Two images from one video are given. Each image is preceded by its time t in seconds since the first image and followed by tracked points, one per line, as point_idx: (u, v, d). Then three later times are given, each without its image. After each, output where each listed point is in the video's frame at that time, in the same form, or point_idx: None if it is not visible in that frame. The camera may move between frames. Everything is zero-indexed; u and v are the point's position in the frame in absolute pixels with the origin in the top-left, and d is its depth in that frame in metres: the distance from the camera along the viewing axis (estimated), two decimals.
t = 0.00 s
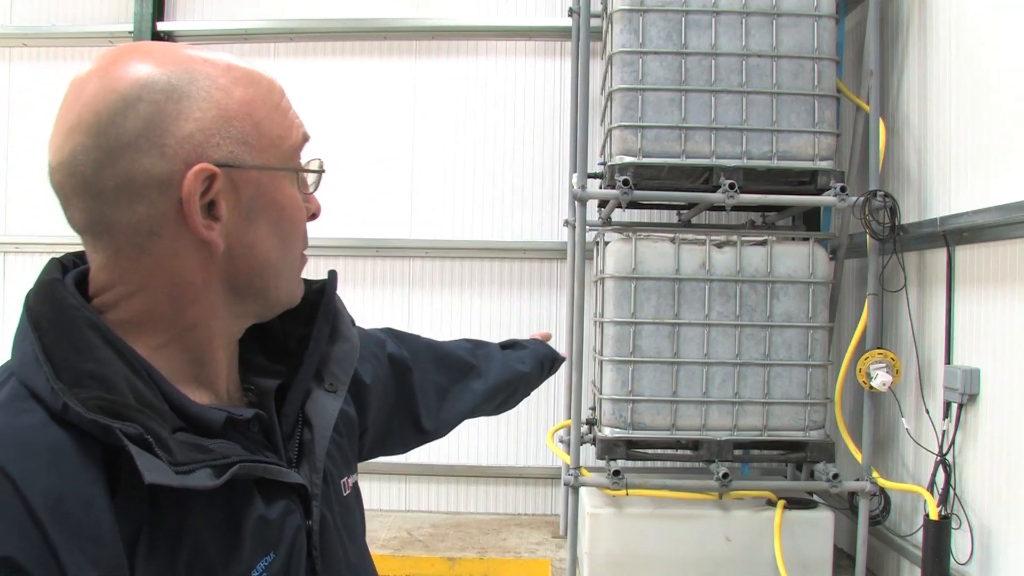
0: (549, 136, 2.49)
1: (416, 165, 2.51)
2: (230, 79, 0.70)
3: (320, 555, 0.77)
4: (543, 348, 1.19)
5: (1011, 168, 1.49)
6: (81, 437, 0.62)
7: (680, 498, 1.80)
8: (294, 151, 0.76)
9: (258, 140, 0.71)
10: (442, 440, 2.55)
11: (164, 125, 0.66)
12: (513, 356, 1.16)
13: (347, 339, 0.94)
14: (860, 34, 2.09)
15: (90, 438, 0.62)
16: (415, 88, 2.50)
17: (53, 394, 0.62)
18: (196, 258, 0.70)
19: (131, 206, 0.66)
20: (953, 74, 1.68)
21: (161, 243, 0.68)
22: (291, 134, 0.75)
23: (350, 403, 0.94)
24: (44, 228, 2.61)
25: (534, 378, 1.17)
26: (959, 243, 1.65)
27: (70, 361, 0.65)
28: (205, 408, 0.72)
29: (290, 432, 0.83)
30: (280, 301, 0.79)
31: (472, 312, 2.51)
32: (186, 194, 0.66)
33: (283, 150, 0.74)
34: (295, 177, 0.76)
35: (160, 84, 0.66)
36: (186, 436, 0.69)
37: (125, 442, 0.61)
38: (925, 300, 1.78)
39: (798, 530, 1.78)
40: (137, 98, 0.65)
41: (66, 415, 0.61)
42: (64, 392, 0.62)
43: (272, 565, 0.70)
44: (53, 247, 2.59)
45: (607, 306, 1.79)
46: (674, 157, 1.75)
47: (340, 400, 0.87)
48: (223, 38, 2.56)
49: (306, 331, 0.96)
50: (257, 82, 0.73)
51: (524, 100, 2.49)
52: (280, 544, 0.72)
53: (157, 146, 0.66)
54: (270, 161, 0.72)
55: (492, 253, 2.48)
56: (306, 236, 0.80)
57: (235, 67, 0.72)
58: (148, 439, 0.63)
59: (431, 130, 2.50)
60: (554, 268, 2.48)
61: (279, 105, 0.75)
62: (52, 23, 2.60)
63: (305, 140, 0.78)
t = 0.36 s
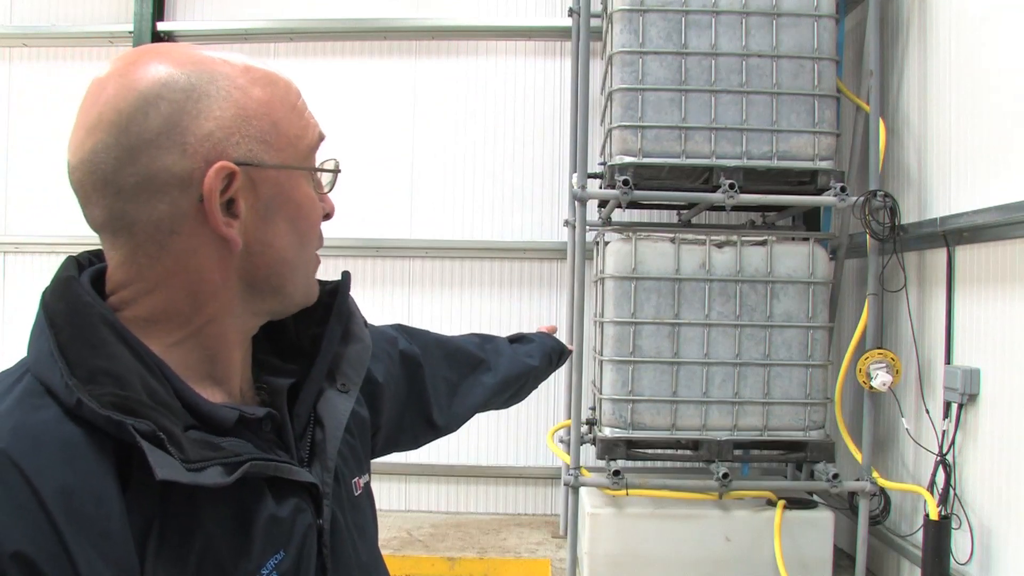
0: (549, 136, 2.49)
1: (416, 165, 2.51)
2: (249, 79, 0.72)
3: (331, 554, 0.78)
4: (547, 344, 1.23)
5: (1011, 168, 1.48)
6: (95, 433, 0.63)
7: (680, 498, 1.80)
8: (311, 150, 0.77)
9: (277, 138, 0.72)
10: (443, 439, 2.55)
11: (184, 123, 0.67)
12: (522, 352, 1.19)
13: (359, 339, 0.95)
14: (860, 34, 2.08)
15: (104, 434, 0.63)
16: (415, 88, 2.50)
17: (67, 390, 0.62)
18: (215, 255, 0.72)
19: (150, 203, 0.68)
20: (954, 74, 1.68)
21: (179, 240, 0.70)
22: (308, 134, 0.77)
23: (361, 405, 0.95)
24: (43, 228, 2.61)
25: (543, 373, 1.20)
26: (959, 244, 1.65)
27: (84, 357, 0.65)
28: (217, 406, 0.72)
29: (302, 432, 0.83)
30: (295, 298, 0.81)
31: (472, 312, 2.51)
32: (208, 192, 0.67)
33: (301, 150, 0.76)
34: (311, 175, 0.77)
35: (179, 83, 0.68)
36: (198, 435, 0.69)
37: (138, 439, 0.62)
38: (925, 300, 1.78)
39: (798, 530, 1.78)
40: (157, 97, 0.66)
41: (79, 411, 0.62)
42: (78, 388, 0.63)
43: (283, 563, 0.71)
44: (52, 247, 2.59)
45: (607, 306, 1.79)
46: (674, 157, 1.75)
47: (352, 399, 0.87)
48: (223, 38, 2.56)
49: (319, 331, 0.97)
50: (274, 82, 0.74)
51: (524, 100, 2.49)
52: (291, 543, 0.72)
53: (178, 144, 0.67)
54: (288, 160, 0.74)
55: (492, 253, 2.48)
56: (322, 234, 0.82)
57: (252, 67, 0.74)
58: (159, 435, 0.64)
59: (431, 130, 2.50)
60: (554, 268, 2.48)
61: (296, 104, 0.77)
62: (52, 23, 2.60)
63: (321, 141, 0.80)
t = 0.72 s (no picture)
0: (550, 136, 2.49)
1: (416, 165, 2.51)
2: (266, 79, 0.76)
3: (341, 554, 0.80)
4: (556, 408, 1.28)
5: (1011, 168, 1.48)
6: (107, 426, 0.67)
7: (680, 498, 1.80)
8: (325, 153, 0.81)
9: (292, 138, 0.76)
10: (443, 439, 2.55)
11: (200, 120, 0.71)
12: (528, 412, 1.24)
13: (369, 342, 0.99)
14: (860, 34, 2.09)
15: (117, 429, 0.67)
16: (415, 87, 2.50)
17: (80, 387, 0.66)
18: (228, 251, 0.75)
19: (165, 197, 0.71)
20: (953, 74, 1.68)
21: (192, 236, 0.73)
22: (322, 136, 0.81)
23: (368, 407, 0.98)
24: (43, 229, 2.61)
25: (548, 435, 1.25)
26: (959, 243, 1.65)
27: (97, 356, 0.69)
28: (228, 405, 0.76)
29: (311, 433, 0.87)
30: (306, 297, 0.84)
31: (473, 312, 2.51)
32: (222, 189, 0.71)
33: (315, 151, 0.79)
34: (324, 177, 0.81)
35: (196, 81, 0.71)
36: (208, 433, 0.72)
37: (150, 436, 0.65)
38: (925, 300, 1.78)
39: (798, 529, 1.78)
40: (175, 94, 0.70)
41: (92, 408, 0.65)
42: (91, 386, 0.66)
43: (293, 563, 0.74)
44: (52, 246, 2.58)
45: (607, 305, 1.79)
46: (674, 157, 1.75)
47: (361, 399, 0.91)
48: (223, 38, 2.56)
49: (327, 333, 1.01)
50: (291, 83, 0.78)
51: (524, 99, 2.49)
52: (302, 543, 0.75)
53: (194, 141, 0.71)
54: (302, 160, 0.77)
55: (492, 253, 2.48)
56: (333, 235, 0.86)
57: (269, 68, 0.78)
58: (172, 432, 0.67)
59: (431, 130, 2.50)
60: (554, 268, 2.48)
61: (312, 106, 0.81)
62: (52, 23, 2.60)
63: (335, 145, 0.84)
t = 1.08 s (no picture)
0: (550, 136, 2.48)
1: (416, 165, 2.51)
2: (282, 82, 0.77)
3: (347, 551, 0.81)
4: (548, 411, 1.28)
5: (1011, 167, 1.48)
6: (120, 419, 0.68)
7: (680, 498, 1.80)
8: (338, 156, 0.82)
9: (307, 140, 0.77)
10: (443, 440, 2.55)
11: (218, 119, 0.72)
12: (524, 416, 1.24)
13: (376, 344, 0.99)
14: (860, 35, 2.09)
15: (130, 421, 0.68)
16: (415, 87, 2.50)
17: (93, 378, 0.67)
18: (242, 249, 0.76)
19: (182, 194, 0.72)
20: (953, 74, 1.68)
21: (208, 233, 0.74)
22: (336, 140, 0.82)
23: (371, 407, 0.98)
24: (43, 229, 2.61)
25: (543, 438, 1.26)
26: (959, 243, 1.65)
27: (110, 349, 0.69)
28: (238, 400, 0.76)
29: (318, 431, 0.87)
30: (318, 298, 0.85)
31: (472, 312, 2.51)
32: (238, 186, 0.72)
33: (329, 153, 0.80)
34: (337, 179, 0.82)
35: (214, 82, 0.72)
36: (219, 428, 0.73)
37: (162, 426, 0.66)
38: (925, 300, 1.78)
39: (798, 529, 1.78)
40: (194, 94, 0.71)
41: (104, 399, 0.67)
42: (104, 377, 0.67)
43: (299, 559, 0.74)
44: (52, 246, 2.59)
45: (607, 305, 1.79)
46: (674, 157, 1.75)
47: (369, 400, 0.91)
48: (223, 38, 2.56)
49: (334, 335, 1.01)
50: (306, 87, 0.79)
51: (524, 100, 2.49)
52: (308, 539, 0.75)
53: (212, 139, 0.71)
54: (316, 161, 0.78)
55: (492, 253, 2.48)
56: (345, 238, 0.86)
57: (285, 71, 0.79)
58: (184, 422, 0.68)
59: (432, 130, 2.50)
60: (554, 268, 2.48)
61: (326, 111, 0.82)
62: (52, 23, 2.60)
63: (348, 149, 0.85)
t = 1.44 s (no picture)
0: (550, 136, 2.48)
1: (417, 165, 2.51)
2: (291, 86, 0.77)
3: (348, 553, 0.81)
4: (546, 402, 1.20)
5: (1010, 167, 1.49)
6: (122, 421, 0.68)
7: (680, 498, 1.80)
8: (346, 161, 0.82)
9: (315, 145, 0.77)
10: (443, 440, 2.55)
11: (226, 122, 0.72)
12: (521, 408, 1.18)
13: (378, 345, 0.99)
14: (860, 34, 2.09)
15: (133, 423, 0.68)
16: (415, 87, 2.50)
17: (95, 380, 0.67)
18: (246, 252, 0.76)
19: (188, 196, 0.72)
20: (953, 74, 1.68)
21: (213, 236, 0.74)
22: (344, 145, 0.81)
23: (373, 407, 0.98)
24: (43, 229, 2.61)
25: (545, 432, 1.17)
26: (959, 243, 1.65)
27: (112, 350, 0.69)
28: (241, 403, 0.76)
29: (320, 432, 0.87)
30: (321, 302, 0.85)
31: (472, 311, 2.51)
32: (244, 190, 0.72)
33: (336, 158, 0.80)
34: (343, 184, 0.82)
35: (223, 84, 0.72)
36: (220, 430, 0.73)
37: (164, 429, 0.66)
38: (925, 300, 1.78)
39: (798, 529, 1.78)
40: (203, 96, 0.71)
41: (107, 401, 0.66)
42: (106, 379, 0.67)
43: (299, 561, 0.74)
44: (52, 246, 2.59)
45: (607, 305, 1.79)
46: (674, 157, 1.75)
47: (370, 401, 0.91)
48: (223, 38, 2.56)
49: (337, 336, 1.01)
50: (315, 91, 0.79)
51: (524, 100, 2.49)
52: (309, 541, 0.76)
53: (219, 142, 0.71)
54: (323, 166, 0.78)
55: (492, 253, 2.48)
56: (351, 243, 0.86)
57: (294, 74, 0.78)
58: (186, 426, 0.68)
59: (432, 130, 2.50)
60: (554, 268, 2.48)
61: (336, 115, 0.82)
62: (52, 23, 2.60)
63: (356, 154, 0.84)
